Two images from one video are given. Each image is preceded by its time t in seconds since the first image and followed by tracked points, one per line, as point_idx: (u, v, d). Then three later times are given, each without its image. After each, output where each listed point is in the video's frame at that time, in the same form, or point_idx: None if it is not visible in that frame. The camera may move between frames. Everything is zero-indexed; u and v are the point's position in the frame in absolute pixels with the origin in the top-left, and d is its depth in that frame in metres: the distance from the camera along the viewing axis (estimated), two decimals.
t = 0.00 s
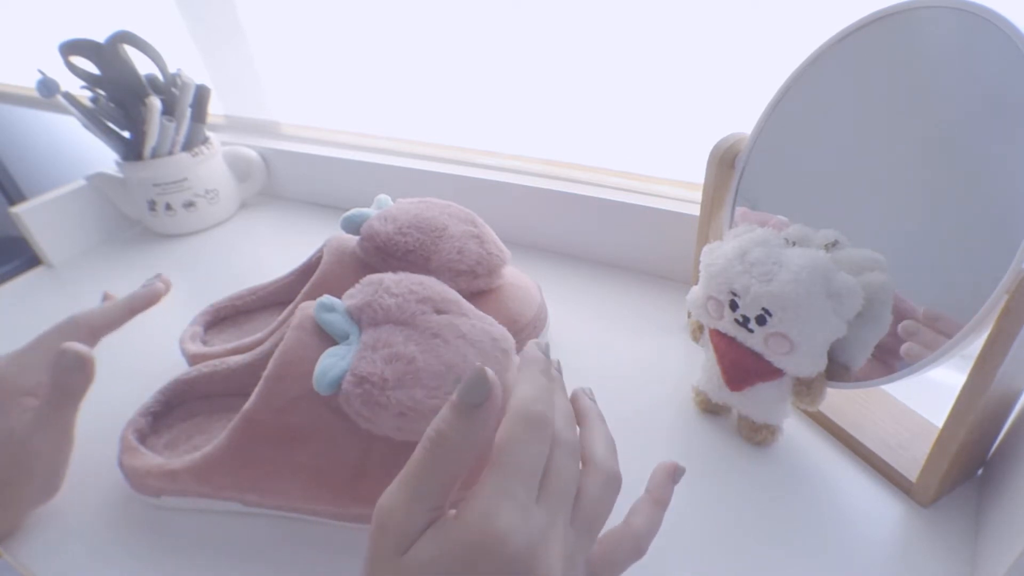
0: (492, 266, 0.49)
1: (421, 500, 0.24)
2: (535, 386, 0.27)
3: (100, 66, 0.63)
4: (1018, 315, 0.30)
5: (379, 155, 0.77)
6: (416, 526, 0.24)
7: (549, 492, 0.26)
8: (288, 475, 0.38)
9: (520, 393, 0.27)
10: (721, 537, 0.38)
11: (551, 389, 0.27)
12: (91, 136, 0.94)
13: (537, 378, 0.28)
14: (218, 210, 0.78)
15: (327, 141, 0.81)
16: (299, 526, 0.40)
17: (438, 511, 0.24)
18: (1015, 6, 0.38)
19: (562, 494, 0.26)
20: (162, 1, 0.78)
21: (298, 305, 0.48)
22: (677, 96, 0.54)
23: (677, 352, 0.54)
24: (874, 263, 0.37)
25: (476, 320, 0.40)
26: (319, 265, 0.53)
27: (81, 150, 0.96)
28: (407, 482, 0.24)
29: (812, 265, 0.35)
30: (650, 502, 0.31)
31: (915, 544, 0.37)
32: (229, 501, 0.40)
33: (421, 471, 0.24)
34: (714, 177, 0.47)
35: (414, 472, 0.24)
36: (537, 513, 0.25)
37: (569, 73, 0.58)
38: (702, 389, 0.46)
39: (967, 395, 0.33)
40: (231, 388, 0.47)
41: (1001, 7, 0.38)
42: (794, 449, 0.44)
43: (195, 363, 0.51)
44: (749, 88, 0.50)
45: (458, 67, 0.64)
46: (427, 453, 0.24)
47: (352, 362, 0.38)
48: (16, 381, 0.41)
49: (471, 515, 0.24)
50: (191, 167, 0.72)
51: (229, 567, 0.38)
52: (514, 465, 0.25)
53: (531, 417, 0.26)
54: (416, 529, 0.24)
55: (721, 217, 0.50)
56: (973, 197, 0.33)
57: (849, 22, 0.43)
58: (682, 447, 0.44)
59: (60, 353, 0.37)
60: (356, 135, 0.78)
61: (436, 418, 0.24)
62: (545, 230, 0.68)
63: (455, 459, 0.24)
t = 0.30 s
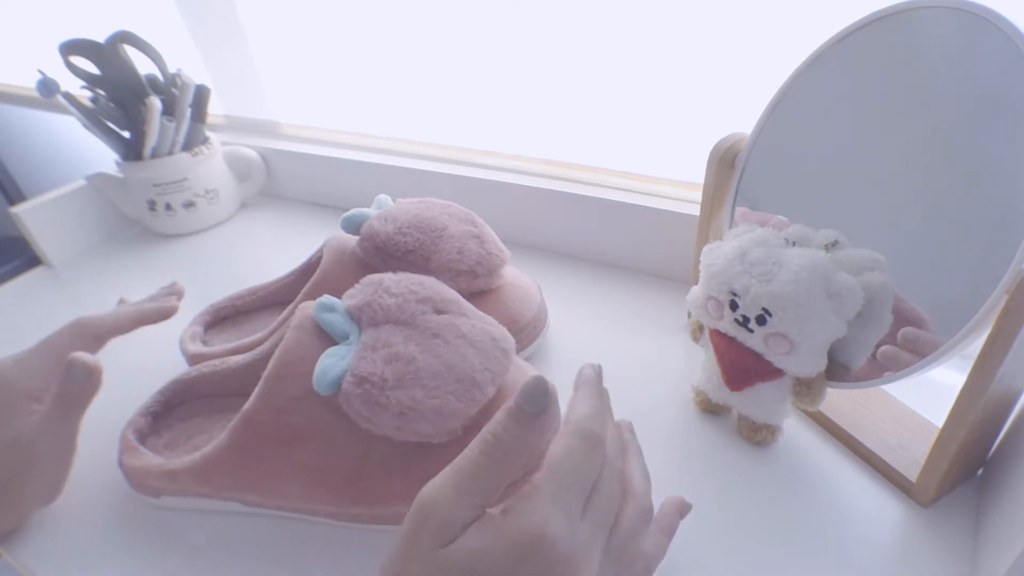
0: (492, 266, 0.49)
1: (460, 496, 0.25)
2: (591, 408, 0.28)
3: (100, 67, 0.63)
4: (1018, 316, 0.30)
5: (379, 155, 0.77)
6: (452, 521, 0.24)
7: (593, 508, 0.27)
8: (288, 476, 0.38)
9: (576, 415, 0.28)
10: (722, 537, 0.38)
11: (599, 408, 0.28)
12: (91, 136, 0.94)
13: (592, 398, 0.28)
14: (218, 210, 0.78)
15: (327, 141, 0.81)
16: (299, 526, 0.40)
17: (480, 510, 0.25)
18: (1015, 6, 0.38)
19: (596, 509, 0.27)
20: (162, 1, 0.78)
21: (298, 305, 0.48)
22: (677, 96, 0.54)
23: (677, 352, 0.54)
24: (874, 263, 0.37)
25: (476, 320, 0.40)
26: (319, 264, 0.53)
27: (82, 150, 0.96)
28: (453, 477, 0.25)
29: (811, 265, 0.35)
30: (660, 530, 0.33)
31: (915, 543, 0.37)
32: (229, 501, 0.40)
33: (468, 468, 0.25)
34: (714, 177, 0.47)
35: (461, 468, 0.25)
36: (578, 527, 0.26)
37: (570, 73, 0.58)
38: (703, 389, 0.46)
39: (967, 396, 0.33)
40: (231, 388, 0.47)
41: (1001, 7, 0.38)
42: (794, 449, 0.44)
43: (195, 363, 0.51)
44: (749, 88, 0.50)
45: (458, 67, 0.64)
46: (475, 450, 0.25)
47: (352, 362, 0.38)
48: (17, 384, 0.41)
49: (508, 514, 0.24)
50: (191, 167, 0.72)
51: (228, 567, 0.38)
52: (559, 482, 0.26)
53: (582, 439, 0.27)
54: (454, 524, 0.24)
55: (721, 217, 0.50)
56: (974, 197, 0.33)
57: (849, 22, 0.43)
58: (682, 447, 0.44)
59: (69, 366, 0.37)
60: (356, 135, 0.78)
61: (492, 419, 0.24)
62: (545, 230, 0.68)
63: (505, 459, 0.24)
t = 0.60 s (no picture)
0: (492, 266, 0.49)
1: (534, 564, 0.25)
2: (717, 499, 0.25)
3: (100, 66, 0.63)
4: (1018, 315, 0.30)
5: (379, 155, 0.77)
6: None
7: None
8: (288, 476, 0.38)
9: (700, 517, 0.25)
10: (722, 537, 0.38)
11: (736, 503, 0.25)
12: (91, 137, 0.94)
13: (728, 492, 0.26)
14: (218, 210, 0.78)
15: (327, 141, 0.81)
16: (299, 526, 0.40)
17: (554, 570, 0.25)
18: (1015, 6, 0.38)
19: None
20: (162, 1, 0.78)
21: (298, 305, 0.48)
22: (677, 96, 0.54)
23: (677, 352, 0.54)
24: (873, 263, 0.37)
25: (476, 320, 0.40)
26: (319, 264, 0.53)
27: (82, 149, 0.96)
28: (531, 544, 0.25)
29: (812, 265, 0.35)
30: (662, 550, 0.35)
31: (915, 544, 0.37)
32: (229, 501, 0.40)
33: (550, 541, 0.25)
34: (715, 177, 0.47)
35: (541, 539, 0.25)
36: None
37: (570, 73, 0.58)
38: (703, 389, 0.46)
39: (967, 396, 0.33)
40: (231, 388, 0.47)
41: (1000, 7, 0.38)
42: (795, 450, 0.44)
43: (195, 364, 0.50)
44: (749, 89, 0.50)
45: (458, 67, 0.64)
46: (561, 525, 0.25)
47: (352, 362, 0.37)
48: None
49: None
50: (191, 167, 0.72)
51: (228, 567, 0.38)
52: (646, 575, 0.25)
53: (699, 545, 0.25)
54: None
55: (721, 217, 0.50)
56: (973, 196, 0.33)
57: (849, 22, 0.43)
58: (682, 447, 0.44)
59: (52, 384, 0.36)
60: (356, 135, 0.78)
61: (599, 497, 0.24)
62: (545, 230, 0.68)
63: (595, 543, 0.24)
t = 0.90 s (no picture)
0: (492, 266, 0.49)
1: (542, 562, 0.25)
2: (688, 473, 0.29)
3: (100, 66, 0.63)
4: (1018, 316, 0.30)
5: (379, 155, 0.77)
6: None
7: None
8: (287, 476, 0.38)
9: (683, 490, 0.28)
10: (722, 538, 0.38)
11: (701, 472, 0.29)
12: (91, 138, 0.94)
13: (694, 465, 0.29)
14: (218, 210, 0.78)
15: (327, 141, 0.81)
16: (299, 526, 0.40)
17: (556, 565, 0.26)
18: (1016, 6, 0.38)
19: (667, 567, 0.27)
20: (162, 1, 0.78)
21: (298, 305, 0.48)
22: (677, 96, 0.54)
23: (677, 351, 0.54)
24: (874, 263, 0.37)
25: (476, 320, 0.40)
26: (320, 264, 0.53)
27: (83, 149, 0.97)
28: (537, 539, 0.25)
29: (812, 265, 0.35)
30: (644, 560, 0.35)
31: (915, 544, 0.37)
32: (229, 501, 0.40)
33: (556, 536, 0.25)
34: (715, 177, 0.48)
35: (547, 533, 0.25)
36: None
37: (571, 73, 0.58)
38: (703, 389, 0.46)
39: (968, 396, 0.33)
40: (231, 388, 0.47)
41: (1001, 8, 0.38)
42: (795, 450, 0.44)
43: (195, 364, 0.50)
44: (749, 89, 0.50)
45: (458, 67, 0.64)
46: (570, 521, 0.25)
47: (352, 362, 0.37)
48: None
49: None
50: (191, 167, 0.72)
51: (229, 567, 0.38)
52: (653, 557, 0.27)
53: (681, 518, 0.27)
54: None
55: (721, 217, 0.50)
56: (973, 197, 0.33)
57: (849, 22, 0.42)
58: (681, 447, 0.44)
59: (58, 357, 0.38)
60: (356, 135, 0.78)
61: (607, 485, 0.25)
62: (545, 230, 0.68)
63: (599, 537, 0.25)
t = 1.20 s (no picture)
0: (492, 266, 0.49)
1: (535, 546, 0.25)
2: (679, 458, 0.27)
3: (100, 66, 0.63)
4: (1018, 316, 0.30)
5: (379, 155, 0.77)
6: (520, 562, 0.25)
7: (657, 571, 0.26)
8: (287, 476, 0.38)
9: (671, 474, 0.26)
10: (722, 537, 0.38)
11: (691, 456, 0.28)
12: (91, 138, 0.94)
13: (689, 455, 0.27)
14: (217, 210, 0.78)
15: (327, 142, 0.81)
16: (299, 526, 0.40)
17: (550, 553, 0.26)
18: (1016, 6, 0.38)
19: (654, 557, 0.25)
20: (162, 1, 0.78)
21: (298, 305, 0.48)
22: (677, 96, 0.54)
23: (677, 351, 0.54)
24: (874, 263, 0.37)
25: (476, 321, 0.40)
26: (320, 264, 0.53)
27: (83, 149, 0.97)
28: (532, 522, 0.25)
29: (812, 265, 0.35)
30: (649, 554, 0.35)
31: (915, 544, 0.37)
32: (229, 502, 0.40)
33: (547, 519, 0.25)
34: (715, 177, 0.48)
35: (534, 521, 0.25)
36: None
37: (571, 73, 0.58)
38: (703, 389, 0.46)
39: (968, 396, 0.33)
40: (231, 388, 0.47)
41: (1001, 8, 0.38)
42: (795, 450, 0.44)
43: (195, 364, 0.50)
44: (749, 89, 0.50)
45: (458, 67, 0.64)
46: (558, 505, 0.25)
47: (352, 362, 0.37)
48: None
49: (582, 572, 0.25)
50: (191, 167, 0.72)
51: (229, 567, 0.38)
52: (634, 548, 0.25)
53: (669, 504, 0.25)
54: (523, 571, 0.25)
55: (721, 217, 0.50)
56: (973, 197, 0.33)
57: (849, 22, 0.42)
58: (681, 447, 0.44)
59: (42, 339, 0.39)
60: (356, 135, 0.79)
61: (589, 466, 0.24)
62: (544, 230, 0.68)
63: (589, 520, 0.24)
